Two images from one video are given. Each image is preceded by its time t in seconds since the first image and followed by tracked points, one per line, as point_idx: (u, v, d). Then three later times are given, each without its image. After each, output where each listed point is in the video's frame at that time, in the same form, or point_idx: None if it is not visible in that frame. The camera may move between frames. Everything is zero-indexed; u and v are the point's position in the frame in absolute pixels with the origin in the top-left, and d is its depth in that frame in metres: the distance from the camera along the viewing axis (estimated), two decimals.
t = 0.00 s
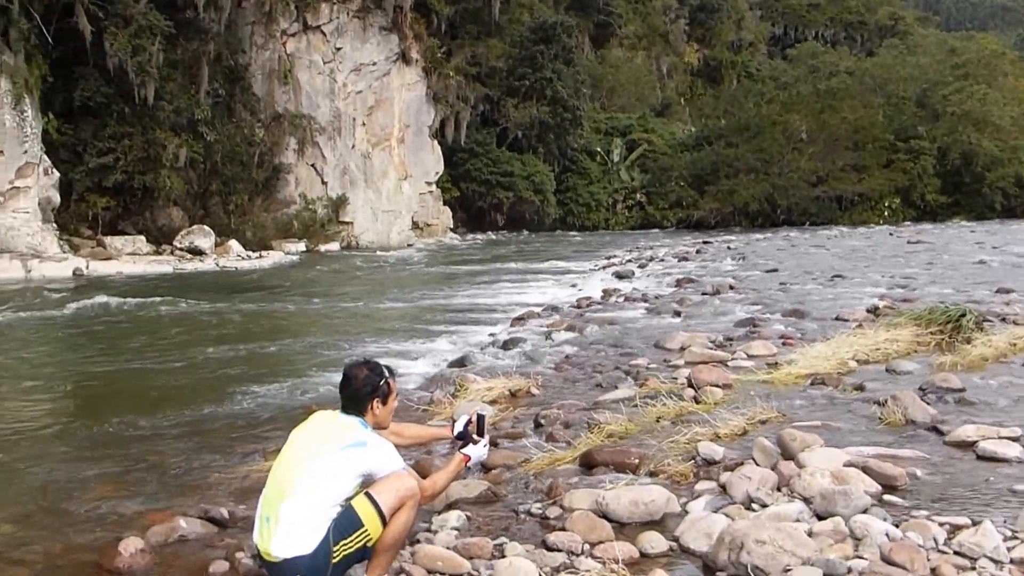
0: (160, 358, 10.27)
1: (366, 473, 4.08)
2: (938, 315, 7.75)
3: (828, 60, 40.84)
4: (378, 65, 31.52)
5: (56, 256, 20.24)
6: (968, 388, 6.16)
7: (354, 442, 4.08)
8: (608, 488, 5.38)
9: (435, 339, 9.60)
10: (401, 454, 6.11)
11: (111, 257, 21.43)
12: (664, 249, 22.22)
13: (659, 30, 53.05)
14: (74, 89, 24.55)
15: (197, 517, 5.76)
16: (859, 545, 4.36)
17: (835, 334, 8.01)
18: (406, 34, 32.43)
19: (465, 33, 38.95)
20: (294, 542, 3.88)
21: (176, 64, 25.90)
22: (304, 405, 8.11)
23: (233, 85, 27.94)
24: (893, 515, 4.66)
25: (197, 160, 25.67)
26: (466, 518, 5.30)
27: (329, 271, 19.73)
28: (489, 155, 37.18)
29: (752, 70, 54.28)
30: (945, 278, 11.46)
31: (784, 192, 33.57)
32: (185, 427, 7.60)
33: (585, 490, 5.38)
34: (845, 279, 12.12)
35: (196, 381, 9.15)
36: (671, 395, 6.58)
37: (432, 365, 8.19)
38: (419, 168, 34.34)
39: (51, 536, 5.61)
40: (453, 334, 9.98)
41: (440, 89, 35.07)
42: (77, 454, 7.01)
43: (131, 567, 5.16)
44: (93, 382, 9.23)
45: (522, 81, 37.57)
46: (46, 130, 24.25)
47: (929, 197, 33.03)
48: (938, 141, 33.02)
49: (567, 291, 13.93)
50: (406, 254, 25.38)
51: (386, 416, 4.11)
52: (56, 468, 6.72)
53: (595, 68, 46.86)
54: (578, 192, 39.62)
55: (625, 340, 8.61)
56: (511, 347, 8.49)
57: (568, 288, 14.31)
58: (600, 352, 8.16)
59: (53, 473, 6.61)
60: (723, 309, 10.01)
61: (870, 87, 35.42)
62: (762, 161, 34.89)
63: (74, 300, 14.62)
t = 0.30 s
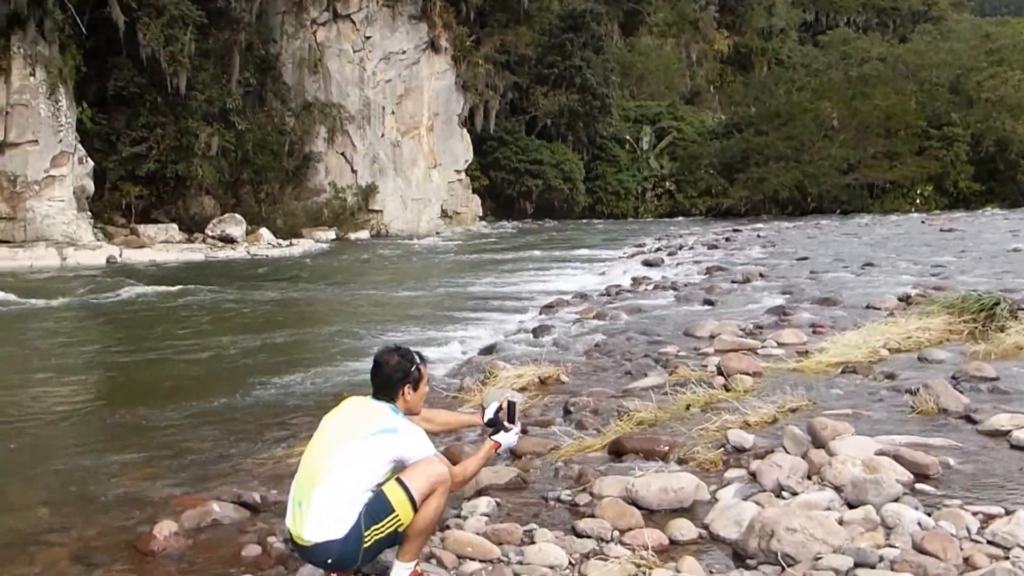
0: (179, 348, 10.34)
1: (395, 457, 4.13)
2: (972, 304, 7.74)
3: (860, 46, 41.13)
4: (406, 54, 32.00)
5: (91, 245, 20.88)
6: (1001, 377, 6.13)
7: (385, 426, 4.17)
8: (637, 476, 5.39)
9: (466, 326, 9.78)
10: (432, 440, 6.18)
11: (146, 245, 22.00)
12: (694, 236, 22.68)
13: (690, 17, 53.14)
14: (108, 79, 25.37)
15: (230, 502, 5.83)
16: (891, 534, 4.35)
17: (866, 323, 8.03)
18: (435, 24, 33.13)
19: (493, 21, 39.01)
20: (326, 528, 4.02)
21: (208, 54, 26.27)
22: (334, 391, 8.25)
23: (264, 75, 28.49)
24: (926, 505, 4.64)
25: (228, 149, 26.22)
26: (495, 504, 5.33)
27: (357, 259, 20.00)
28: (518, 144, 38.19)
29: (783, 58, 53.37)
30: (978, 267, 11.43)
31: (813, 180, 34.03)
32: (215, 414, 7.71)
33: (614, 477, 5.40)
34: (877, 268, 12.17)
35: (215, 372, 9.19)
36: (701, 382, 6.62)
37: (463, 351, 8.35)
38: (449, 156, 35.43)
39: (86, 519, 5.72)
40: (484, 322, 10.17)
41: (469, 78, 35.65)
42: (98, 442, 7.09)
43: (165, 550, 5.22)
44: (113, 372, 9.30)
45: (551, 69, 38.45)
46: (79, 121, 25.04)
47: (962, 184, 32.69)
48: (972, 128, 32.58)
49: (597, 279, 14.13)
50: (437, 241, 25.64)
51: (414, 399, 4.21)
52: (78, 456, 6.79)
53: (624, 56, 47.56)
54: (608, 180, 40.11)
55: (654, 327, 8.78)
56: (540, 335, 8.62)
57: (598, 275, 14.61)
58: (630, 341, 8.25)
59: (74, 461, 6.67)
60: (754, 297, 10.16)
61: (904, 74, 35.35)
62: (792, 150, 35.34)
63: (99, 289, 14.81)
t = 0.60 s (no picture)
0: (199, 340, 10.36)
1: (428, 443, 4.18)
2: (1007, 295, 7.75)
3: (894, 35, 41.42)
4: (439, 44, 32.99)
5: (127, 234, 21.22)
6: None
7: (418, 413, 4.23)
8: (669, 465, 5.40)
9: (500, 316, 9.95)
10: (464, 429, 6.23)
11: (180, 234, 22.29)
12: (725, 226, 22.77)
13: (722, 7, 53.29)
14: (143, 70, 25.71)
15: (264, 488, 5.89)
16: (925, 525, 4.33)
17: (899, 313, 8.03)
18: (466, 15, 33.91)
19: (524, 12, 39.63)
20: (360, 513, 4.08)
21: (240, 44, 26.55)
22: (367, 379, 8.39)
23: (297, 65, 28.86)
24: (960, 495, 4.62)
25: (260, 139, 26.69)
26: (527, 493, 5.35)
27: (385, 249, 20.14)
28: (549, 133, 38.67)
29: (816, 46, 52.61)
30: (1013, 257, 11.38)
31: (846, 169, 33.57)
32: (246, 403, 7.78)
33: (646, 466, 5.41)
34: (911, 257, 12.13)
35: (232, 364, 9.22)
36: (733, 372, 6.65)
37: (496, 339, 8.50)
38: (480, 145, 35.82)
39: (120, 504, 5.79)
40: (517, 311, 10.32)
41: (501, 68, 36.65)
42: (115, 433, 7.09)
43: (201, 535, 5.28)
44: (133, 363, 9.33)
45: (582, 58, 39.24)
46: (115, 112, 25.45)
47: (999, 173, 32.49)
48: (1008, 117, 32.80)
49: (630, 268, 14.25)
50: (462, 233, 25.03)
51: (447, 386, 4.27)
52: (97, 446, 6.81)
53: (655, 45, 48.25)
54: (639, 170, 40.78)
55: (687, 317, 8.90)
56: (572, 325, 8.80)
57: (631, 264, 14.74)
58: (662, 331, 8.31)
59: (93, 452, 6.69)
60: (787, 288, 10.21)
61: (939, 62, 35.75)
62: (825, 139, 35.19)
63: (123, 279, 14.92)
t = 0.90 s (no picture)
0: (222, 333, 10.42)
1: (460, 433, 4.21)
2: None
3: (931, 24, 41.32)
4: (470, 36, 33.69)
5: (163, 225, 21.45)
6: None
7: (450, 402, 4.25)
8: (701, 456, 5.40)
9: (533, 307, 10.06)
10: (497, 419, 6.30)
11: (215, 226, 22.53)
12: (758, 217, 22.80)
13: None
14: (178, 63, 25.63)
15: (298, 477, 5.96)
16: (960, 518, 4.31)
17: (934, 306, 8.01)
18: (499, 8, 34.69)
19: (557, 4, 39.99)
20: (393, 502, 4.12)
21: (274, 37, 26.70)
22: (401, 369, 8.52)
23: (330, 57, 29.06)
24: (996, 488, 4.59)
25: (295, 131, 26.88)
26: (558, 483, 5.37)
27: (413, 241, 20.27)
28: (581, 125, 39.40)
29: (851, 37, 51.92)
30: None
31: (881, 160, 33.18)
32: (279, 394, 7.88)
33: (678, 457, 5.42)
34: (946, 249, 12.06)
35: (248, 358, 9.27)
36: (766, 363, 6.68)
37: (528, 330, 8.61)
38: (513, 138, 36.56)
39: (157, 493, 5.87)
40: (548, 302, 10.42)
41: (534, 60, 37.12)
42: (137, 427, 7.13)
43: (236, 523, 5.35)
44: (156, 356, 9.39)
45: (614, 50, 39.74)
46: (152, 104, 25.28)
47: None
48: None
49: (661, 260, 14.30)
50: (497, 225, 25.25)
51: (479, 376, 4.30)
52: (119, 439, 6.85)
53: (688, 36, 48.46)
54: (671, 161, 41.24)
55: (719, 309, 8.93)
56: (604, 316, 8.88)
57: (663, 256, 14.78)
58: (693, 322, 8.35)
59: (117, 445, 6.74)
60: (819, 280, 10.20)
61: (977, 51, 35.56)
62: (859, 130, 34.82)
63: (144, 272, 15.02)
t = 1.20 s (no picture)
0: (250, 326, 10.52)
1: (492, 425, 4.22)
2: None
3: (967, 17, 41.09)
4: (502, 30, 33.79)
5: (199, 218, 21.66)
6: None
7: (482, 395, 4.26)
8: (733, 449, 5.41)
9: (564, 300, 10.14)
10: (529, 411, 6.36)
11: (248, 219, 22.68)
12: (792, 210, 22.68)
13: None
14: (213, 59, 25.88)
15: (331, 468, 6.02)
16: (996, 513, 4.26)
17: (969, 300, 7.97)
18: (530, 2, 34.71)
19: None
20: (425, 494, 4.17)
21: (309, 32, 26.81)
22: (431, 361, 8.57)
23: (362, 51, 29.20)
24: None
25: (329, 125, 27.14)
26: (590, 476, 5.39)
27: (441, 234, 20.34)
28: (614, 118, 39.40)
29: (886, 29, 51.32)
30: None
31: (916, 153, 33.15)
32: (311, 386, 7.97)
33: (710, 450, 5.43)
34: (982, 243, 11.95)
35: (266, 352, 9.31)
36: (798, 357, 6.68)
37: (559, 323, 8.68)
38: (544, 131, 36.59)
39: (192, 482, 5.96)
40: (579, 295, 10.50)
41: (564, 53, 37.04)
42: (161, 419, 7.19)
43: (271, 512, 5.43)
44: (179, 349, 9.52)
45: (646, 43, 39.72)
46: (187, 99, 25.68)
47: None
48: None
49: (693, 253, 14.30)
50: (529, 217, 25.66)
51: (512, 368, 4.31)
52: (148, 430, 6.95)
53: (722, 30, 47.95)
54: (703, 154, 41.09)
55: (752, 302, 8.95)
56: (636, 308, 8.94)
57: (696, 249, 14.78)
58: (725, 316, 8.37)
59: (144, 436, 6.83)
60: (852, 273, 10.18)
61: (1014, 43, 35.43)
62: (894, 122, 34.35)
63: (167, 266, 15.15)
